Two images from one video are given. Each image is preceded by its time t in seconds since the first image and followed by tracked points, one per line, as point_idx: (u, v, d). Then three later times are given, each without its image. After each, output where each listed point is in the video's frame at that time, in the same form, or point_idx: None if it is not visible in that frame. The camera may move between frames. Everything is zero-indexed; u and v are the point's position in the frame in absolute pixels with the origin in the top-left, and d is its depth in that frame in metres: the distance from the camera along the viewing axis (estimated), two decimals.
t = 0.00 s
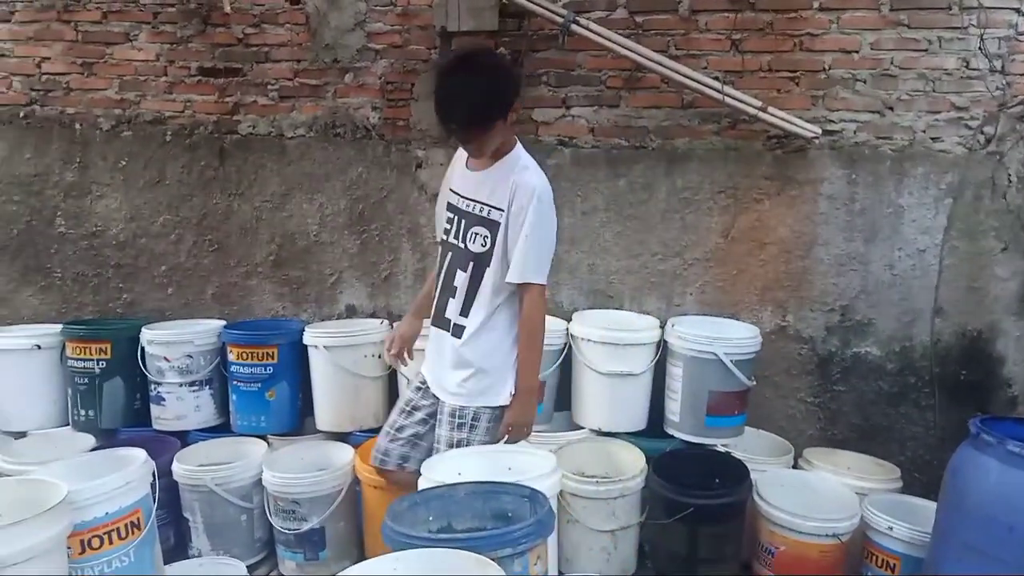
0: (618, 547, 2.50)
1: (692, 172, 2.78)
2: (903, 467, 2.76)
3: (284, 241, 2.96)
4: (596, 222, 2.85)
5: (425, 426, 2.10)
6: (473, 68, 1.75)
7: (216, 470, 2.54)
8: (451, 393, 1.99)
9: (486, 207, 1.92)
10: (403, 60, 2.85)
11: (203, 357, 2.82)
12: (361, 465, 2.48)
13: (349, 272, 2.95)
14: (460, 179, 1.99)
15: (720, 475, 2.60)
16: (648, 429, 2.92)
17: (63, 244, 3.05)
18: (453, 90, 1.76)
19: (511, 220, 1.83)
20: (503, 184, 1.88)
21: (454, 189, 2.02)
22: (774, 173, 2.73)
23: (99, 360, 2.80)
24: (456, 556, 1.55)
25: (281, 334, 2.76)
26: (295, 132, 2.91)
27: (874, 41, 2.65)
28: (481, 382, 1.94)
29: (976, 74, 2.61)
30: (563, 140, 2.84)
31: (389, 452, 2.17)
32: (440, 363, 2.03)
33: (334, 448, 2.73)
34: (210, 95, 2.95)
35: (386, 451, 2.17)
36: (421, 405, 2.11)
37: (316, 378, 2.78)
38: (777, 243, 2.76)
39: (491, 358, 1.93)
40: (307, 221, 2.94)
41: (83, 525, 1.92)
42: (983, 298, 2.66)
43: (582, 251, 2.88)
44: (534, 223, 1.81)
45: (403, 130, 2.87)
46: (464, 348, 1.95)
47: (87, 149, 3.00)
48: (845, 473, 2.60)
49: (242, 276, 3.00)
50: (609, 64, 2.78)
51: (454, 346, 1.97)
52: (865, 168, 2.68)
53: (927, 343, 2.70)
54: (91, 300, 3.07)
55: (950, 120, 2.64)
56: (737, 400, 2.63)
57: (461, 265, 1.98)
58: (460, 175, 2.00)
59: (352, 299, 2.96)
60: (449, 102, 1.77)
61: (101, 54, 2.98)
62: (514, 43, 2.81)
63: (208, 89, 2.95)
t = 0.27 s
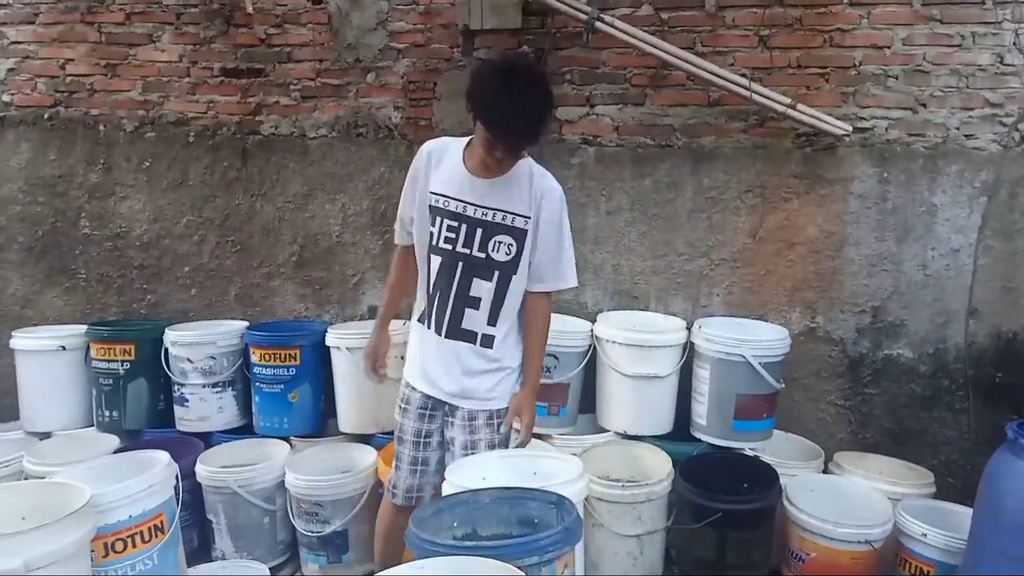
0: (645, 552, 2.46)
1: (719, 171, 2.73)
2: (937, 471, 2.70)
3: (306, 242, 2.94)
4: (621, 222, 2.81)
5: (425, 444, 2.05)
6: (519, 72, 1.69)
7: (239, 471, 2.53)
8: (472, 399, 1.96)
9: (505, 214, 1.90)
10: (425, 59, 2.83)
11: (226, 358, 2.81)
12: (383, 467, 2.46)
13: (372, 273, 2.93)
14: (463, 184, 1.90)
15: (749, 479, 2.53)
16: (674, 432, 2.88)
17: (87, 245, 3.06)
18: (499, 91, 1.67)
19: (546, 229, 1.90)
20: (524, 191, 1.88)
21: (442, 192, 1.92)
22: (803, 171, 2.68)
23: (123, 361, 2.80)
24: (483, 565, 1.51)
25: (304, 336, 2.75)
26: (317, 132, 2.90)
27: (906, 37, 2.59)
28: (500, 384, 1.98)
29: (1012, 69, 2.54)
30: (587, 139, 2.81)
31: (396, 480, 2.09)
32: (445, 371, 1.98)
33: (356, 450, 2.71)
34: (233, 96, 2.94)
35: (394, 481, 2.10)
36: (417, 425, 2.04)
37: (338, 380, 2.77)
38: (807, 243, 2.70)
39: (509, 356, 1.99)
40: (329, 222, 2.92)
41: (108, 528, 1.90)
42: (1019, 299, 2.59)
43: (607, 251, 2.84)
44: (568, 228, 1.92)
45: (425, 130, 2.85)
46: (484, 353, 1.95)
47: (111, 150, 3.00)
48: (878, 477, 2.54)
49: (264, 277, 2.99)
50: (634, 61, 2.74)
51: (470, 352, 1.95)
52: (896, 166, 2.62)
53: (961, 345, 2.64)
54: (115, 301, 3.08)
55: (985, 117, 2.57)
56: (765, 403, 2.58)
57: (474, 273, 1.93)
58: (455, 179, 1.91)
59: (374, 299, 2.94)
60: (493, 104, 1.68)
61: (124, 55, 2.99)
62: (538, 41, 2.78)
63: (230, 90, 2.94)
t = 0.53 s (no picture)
0: (659, 552, 2.44)
1: (734, 168, 2.71)
2: (955, 472, 2.67)
3: (319, 241, 2.94)
4: (635, 220, 2.80)
5: (420, 445, 2.05)
6: (537, 84, 1.65)
7: (252, 470, 2.53)
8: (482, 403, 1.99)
9: (501, 220, 1.91)
10: (438, 57, 2.82)
11: (239, 357, 2.81)
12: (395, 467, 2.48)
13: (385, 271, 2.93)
14: (461, 195, 1.87)
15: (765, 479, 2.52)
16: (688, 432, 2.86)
17: (102, 244, 3.07)
18: (519, 105, 1.62)
19: (539, 226, 1.96)
20: (515, 193, 1.90)
21: (436, 205, 1.88)
22: (819, 168, 2.66)
23: (137, 360, 2.81)
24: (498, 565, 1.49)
25: (317, 334, 2.75)
26: (330, 131, 2.90)
27: (924, 33, 2.57)
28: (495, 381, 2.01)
29: None
30: (601, 136, 2.79)
31: (394, 484, 2.06)
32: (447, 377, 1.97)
33: (369, 449, 2.71)
34: (246, 95, 2.94)
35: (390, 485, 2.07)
36: (413, 426, 2.03)
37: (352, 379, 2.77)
38: (823, 241, 2.68)
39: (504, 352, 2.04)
40: (342, 221, 2.92)
41: (120, 527, 1.87)
42: None
43: (621, 250, 2.83)
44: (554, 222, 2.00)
45: (438, 129, 2.84)
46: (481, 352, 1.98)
47: (125, 150, 3.01)
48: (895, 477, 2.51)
49: (277, 275, 2.99)
50: (648, 58, 2.73)
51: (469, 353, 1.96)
52: (914, 164, 2.59)
53: (980, 344, 2.61)
54: (129, 300, 3.09)
55: (1004, 113, 2.53)
56: (781, 402, 2.56)
57: (477, 280, 1.94)
58: (450, 191, 1.86)
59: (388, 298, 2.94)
60: (511, 119, 1.62)
61: (138, 55, 3.00)
62: (551, 39, 2.77)
63: (243, 89, 2.94)
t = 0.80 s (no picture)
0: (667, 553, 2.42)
1: (743, 166, 2.69)
2: (966, 472, 2.64)
3: (325, 239, 2.94)
4: (643, 219, 2.78)
5: (412, 444, 2.09)
6: (533, 139, 1.59)
7: (258, 469, 2.51)
8: (472, 417, 2.10)
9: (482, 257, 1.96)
10: (445, 55, 2.81)
11: (245, 356, 2.81)
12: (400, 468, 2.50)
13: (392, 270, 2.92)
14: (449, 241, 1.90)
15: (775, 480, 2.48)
16: (696, 432, 2.85)
17: (108, 243, 3.06)
18: (511, 157, 1.56)
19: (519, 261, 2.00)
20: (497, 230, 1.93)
21: (424, 252, 1.90)
22: (829, 166, 2.63)
23: (143, 358, 2.80)
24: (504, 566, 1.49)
25: (323, 333, 2.74)
26: (336, 129, 2.89)
27: (935, 29, 2.54)
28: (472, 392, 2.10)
29: None
30: (608, 134, 2.77)
31: (388, 487, 2.07)
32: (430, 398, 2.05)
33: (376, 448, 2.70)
34: (252, 93, 2.94)
35: (383, 488, 2.07)
36: (404, 427, 2.06)
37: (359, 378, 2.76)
38: (833, 240, 2.66)
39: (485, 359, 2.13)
40: (348, 219, 2.91)
41: (125, 527, 1.86)
42: None
43: (628, 248, 2.81)
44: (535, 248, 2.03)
45: (445, 127, 2.83)
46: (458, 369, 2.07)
47: (131, 148, 3.01)
48: (905, 477, 2.49)
49: (283, 274, 2.98)
50: (656, 56, 2.71)
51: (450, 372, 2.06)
52: (925, 161, 2.57)
53: (992, 343, 2.58)
54: (135, 299, 3.09)
55: (1017, 110, 2.51)
56: (790, 402, 2.54)
57: (458, 309, 2.02)
58: (438, 239, 1.89)
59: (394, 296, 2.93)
60: (503, 173, 1.57)
61: (144, 53, 2.99)
62: (559, 36, 2.75)
63: (250, 87, 2.94)
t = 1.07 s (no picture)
0: (668, 551, 2.41)
1: (746, 163, 2.68)
2: (969, 470, 2.63)
3: (326, 235, 2.93)
4: (644, 215, 2.77)
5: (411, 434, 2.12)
6: (535, 227, 1.64)
7: (258, 465, 2.51)
8: (476, 421, 2.18)
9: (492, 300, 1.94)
10: (446, 50, 2.80)
11: (245, 352, 2.80)
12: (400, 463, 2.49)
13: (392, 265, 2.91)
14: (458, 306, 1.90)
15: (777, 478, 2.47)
16: (698, 429, 2.84)
17: (107, 238, 3.05)
18: (517, 247, 1.60)
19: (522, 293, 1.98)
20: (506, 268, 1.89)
21: (436, 313, 1.90)
22: (832, 163, 2.62)
23: (142, 354, 2.79)
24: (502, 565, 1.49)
25: (323, 329, 2.73)
26: (337, 124, 2.88)
27: (940, 25, 2.53)
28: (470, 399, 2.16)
29: None
30: (610, 130, 2.76)
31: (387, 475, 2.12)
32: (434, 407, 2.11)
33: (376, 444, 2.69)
34: (252, 88, 2.92)
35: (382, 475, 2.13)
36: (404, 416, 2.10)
37: (360, 375, 2.75)
38: (836, 237, 2.65)
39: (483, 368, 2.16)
40: (349, 215, 2.91)
41: (122, 523, 1.85)
42: None
43: (630, 245, 2.80)
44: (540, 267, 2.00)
45: (446, 123, 2.83)
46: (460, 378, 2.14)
47: (131, 143, 3.00)
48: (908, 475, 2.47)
49: (284, 270, 2.98)
50: (658, 51, 2.69)
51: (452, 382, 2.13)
52: (929, 158, 2.55)
53: (996, 341, 2.57)
54: (135, 294, 3.08)
55: (1022, 106, 2.49)
56: (792, 399, 2.53)
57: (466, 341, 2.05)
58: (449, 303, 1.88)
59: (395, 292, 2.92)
60: (508, 261, 1.61)
61: (144, 48, 2.97)
62: (560, 31, 2.74)
63: (250, 82, 2.92)
